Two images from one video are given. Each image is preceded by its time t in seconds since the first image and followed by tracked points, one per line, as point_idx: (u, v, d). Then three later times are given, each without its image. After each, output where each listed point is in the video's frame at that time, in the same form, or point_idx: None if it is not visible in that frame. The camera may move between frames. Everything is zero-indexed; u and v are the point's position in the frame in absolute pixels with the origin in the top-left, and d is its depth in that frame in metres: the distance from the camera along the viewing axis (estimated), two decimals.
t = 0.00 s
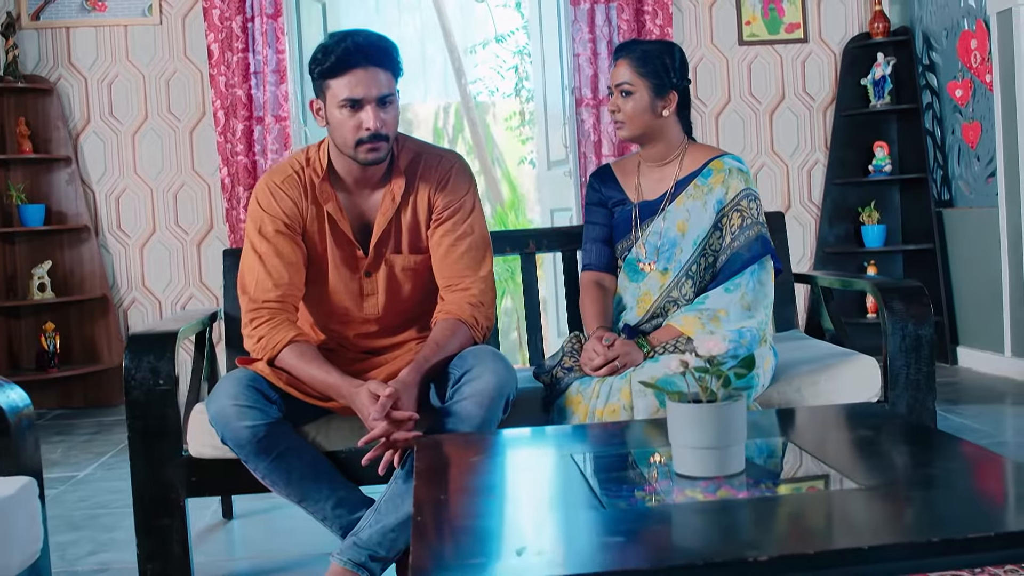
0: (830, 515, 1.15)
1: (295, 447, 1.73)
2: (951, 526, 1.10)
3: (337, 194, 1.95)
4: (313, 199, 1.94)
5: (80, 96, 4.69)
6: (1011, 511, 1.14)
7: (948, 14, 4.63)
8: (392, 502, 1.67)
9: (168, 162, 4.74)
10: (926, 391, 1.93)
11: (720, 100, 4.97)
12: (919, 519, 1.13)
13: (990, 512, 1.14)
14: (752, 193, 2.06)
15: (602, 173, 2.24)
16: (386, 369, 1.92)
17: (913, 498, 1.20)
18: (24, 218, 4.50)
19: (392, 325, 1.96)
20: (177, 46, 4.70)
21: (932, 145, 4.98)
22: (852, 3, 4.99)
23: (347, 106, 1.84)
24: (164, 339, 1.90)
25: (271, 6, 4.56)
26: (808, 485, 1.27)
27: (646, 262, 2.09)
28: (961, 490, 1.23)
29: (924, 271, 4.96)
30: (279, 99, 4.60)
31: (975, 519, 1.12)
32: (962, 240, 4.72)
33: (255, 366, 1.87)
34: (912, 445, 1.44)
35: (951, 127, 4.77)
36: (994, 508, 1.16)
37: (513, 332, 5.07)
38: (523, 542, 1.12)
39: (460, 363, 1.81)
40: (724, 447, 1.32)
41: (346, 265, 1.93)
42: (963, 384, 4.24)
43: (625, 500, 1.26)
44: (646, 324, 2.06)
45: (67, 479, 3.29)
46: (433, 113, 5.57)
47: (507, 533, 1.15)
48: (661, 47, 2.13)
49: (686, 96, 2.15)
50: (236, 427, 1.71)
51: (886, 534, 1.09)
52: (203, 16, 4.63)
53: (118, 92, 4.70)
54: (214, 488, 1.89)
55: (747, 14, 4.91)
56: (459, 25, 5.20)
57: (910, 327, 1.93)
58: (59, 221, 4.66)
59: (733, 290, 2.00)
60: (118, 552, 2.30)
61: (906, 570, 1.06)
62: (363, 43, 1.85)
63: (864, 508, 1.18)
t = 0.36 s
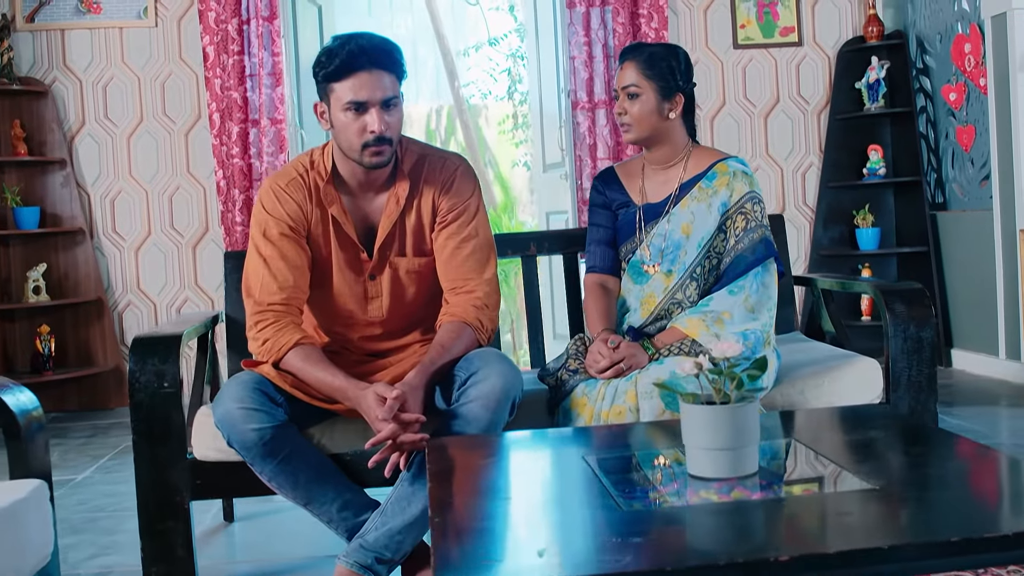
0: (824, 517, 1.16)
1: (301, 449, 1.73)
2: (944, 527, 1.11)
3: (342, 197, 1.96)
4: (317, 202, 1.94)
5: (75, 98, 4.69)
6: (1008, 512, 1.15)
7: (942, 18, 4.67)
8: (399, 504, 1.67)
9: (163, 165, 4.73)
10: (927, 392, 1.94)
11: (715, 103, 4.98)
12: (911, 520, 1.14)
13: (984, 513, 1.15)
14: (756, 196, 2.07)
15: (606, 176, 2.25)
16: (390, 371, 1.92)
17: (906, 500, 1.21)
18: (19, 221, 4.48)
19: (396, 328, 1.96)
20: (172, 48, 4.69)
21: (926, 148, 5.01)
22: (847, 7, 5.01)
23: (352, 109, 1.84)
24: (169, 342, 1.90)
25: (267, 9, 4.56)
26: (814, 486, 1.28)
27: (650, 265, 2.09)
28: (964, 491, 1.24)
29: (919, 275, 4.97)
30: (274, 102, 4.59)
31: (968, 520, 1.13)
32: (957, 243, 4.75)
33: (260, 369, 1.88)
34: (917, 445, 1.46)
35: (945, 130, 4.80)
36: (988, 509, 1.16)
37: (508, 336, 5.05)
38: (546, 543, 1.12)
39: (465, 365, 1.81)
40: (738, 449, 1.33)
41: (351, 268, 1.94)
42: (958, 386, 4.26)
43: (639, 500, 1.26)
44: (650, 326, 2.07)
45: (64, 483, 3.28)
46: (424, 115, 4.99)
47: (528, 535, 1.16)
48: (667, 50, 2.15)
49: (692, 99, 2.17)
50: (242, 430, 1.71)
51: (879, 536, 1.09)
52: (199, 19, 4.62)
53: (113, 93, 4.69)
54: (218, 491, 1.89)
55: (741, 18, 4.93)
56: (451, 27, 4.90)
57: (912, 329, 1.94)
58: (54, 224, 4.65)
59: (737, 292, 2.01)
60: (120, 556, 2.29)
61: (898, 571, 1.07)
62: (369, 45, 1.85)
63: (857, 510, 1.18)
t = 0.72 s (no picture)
0: (816, 517, 1.16)
1: (305, 449, 1.73)
2: (936, 527, 1.11)
3: (344, 196, 1.96)
4: (320, 201, 1.94)
5: (68, 98, 4.67)
6: (1001, 510, 1.16)
7: (933, 20, 4.70)
8: (403, 504, 1.68)
9: (156, 165, 4.72)
10: (927, 392, 1.96)
11: (708, 104, 4.99)
12: (899, 519, 1.14)
13: (976, 511, 1.15)
14: (758, 195, 2.08)
15: (608, 175, 2.26)
16: (393, 371, 1.92)
17: (897, 499, 1.21)
18: (12, 221, 4.45)
19: (398, 327, 1.97)
20: (165, 48, 4.68)
21: (917, 149, 5.05)
22: (839, 8, 5.04)
23: (356, 109, 1.84)
24: (171, 341, 1.90)
25: (261, 9, 4.55)
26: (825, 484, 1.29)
27: (652, 263, 2.10)
28: (961, 489, 1.24)
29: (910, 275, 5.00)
30: (268, 102, 4.59)
31: (958, 519, 1.13)
32: (948, 242, 4.78)
33: (263, 369, 1.88)
34: (921, 444, 1.47)
35: (936, 131, 4.84)
36: (980, 507, 1.17)
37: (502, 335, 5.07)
38: (564, 542, 1.12)
39: (469, 364, 1.82)
40: (750, 447, 1.34)
41: (353, 267, 1.94)
42: (951, 386, 4.29)
43: (650, 499, 1.27)
44: (651, 324, 2.08)
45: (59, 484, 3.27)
46: (415, 114, 5.78)
47: (549, 532, 1.16)
48: (670, 51, 2.17)
49: (695, 99, 2.18)
50: (247, 430, 1.71)
51: (870, 535, 1.10)
52: (192, 18, 4.62)
53: (106, 93, 4.68)
54: (220, 491, 1.89)
55: (734, 19, 4.94)
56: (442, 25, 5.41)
57: (912, 329, 1.96)
58: (46, 224, 4.63)
59: (738, 290, 2.02)
60: (120, 556, 2.29)
61: (897, 571, 1.08)
62: (373, 46, 1.85)
63: (850, 509, 1.19)
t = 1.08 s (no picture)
0: (808, 514, 1.17)
1: (308, 448, 1.74)
2: (927, 524, 1.12)
3: (346, 195, 1.96)
4: (322, 200, 1.95)
5: (60, 97, 4.65)
6: (993, 507, 1.16)
7: (924, 21, 4.73)
8: (407, 502, 1.68)
9: (149, 164, 4.71)
10: (925, 390, 1.98)
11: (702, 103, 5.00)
12: (893, 516, 1.15)
13: (968, 510, 1.16)
14: (759, 193, 2.09)
15: (610, 173, 2.27)
16: (395, 369, 1.93)
17: (889, 497, 1.22)
18: (4, 220, 4.43)
19: (400, 326, 1.97)
20: (158, 47, 4.67)
21: (909, 149, 5.08)
22: (831, 8, 5.06)
23: (359, 108, 1.85)
24: (174, 340, 1.90)
25: (255, 8, 4.54)
26: (835, 479, 1.30)
27: (653, 260, 2.11)
28: (952, 487, 1.25)
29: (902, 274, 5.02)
30: (261, 101, 4.58)
31: (951, 517, 1.14)
32: (940, 242, 4.81)
33: (266, 367, 1.88)
34: (923, 440, 1.48)
35: (928, 132, 4.87)
36: (973, 505, 1.17)
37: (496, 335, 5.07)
38: (581, 538, 1.12)
39: (473, 363, 1.83)
40: (761, 444, 1.34)
41: (355, 266, 1.94)
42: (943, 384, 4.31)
43: (659, 495, 1.27)
44: (652, 322, 2.09)
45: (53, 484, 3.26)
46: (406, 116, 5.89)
47: (561, 528, 1.16)
48: (673, 51, 2.18)
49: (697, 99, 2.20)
50: (250, 428, 1.71)
51: (869, 533, 1.10)
52: (185, 17, 4.61)
53: (98, 92, 4.66)
54: (223, 489, 1.90)
55: (727, 19, 4.95)
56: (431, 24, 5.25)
57: (910, 327, 1.97)
58: (38, 223, 4.61)
59: (739, 287, 2.03)
60: (119, 556, 2.28)
61: (913, 565, 1.09)
62: (377, 45, 1.86)
63: (841, 507, 1.19)
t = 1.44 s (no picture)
0: (796, 513, 1.16)
1: (308, 446, 1.74)
2: (914, 522, 1.12)
3: (345, 194, 1.97)
4: (321, 199, 1.95)
5: (49, 95, 4.63)
6: (980, 503, 1.17)
7: (913, 22, 4.77)
8: (408, 500, 1.69)
9: (139, 163, 4.70)
10: (920, 388, 2.00)
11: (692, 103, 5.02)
12: (891, 512, 1.15)
13: (954, 507, 1.16)
14: (756, 192, 2.11)
15: (607, 173, 2.28)
16: (395, 368, 1.94)
17: (870, 497, 1.21)
18: None
19: (398, 325, 1.98)
20: (148, 45, 4.65)
21: (897, 149, 5.12)
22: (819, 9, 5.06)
23: (360, 107, 1.86)
24: (173, 339, 1.90)
25: (245, 6, 4.53)
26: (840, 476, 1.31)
27: (651, 259, 2.12)
28: (934, 486, 1.25)
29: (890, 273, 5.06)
30: (252, 100, 4.57)
31: (948, 513, 1.14)
32: (929, 242, 4.84)
33: (266, 365, 1.88)
34: (920, 437, 1.50)
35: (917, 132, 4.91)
36: (960, 502, 1.18)
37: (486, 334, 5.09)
38: (594, 533, 1.12)
39: (474, 361, 1.84)
40: (766, 442, 1.35)
41: (354, 264, 1.95)
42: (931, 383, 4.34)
43: (668, 491, 1.27)
44: (650, 321, 2.11)
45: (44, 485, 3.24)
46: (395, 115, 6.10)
47: (573, 523, 1.16)
48: (671, 52, 2.19)
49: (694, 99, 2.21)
50: (251, 427, 1.71)
51: (871, 527, 1.10)
52: (176, 16, 4.59)
53: (88, 90, 4.64)
54: (222, 488, 1.90)
55: (716, 20, 4.96)
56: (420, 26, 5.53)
57: (905, 326, 1.99)
58: (28, 222, 4.59)
59: (736, 286, 2.05)
60: (117, 555, 2.28)
61: (926, 559, 1.09)
62: (377, 44, 1.87)
63: (824, 505, 1.19)
